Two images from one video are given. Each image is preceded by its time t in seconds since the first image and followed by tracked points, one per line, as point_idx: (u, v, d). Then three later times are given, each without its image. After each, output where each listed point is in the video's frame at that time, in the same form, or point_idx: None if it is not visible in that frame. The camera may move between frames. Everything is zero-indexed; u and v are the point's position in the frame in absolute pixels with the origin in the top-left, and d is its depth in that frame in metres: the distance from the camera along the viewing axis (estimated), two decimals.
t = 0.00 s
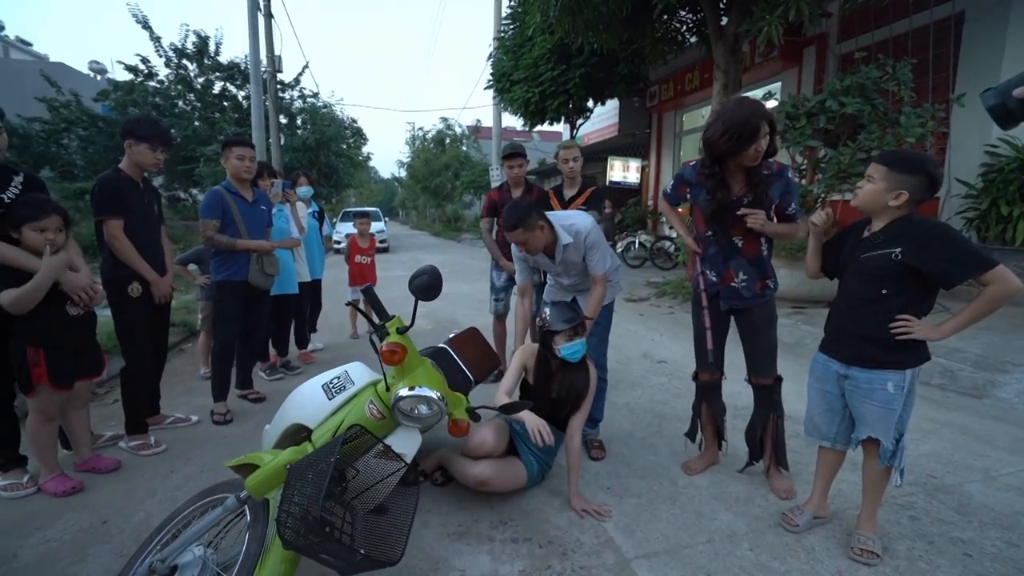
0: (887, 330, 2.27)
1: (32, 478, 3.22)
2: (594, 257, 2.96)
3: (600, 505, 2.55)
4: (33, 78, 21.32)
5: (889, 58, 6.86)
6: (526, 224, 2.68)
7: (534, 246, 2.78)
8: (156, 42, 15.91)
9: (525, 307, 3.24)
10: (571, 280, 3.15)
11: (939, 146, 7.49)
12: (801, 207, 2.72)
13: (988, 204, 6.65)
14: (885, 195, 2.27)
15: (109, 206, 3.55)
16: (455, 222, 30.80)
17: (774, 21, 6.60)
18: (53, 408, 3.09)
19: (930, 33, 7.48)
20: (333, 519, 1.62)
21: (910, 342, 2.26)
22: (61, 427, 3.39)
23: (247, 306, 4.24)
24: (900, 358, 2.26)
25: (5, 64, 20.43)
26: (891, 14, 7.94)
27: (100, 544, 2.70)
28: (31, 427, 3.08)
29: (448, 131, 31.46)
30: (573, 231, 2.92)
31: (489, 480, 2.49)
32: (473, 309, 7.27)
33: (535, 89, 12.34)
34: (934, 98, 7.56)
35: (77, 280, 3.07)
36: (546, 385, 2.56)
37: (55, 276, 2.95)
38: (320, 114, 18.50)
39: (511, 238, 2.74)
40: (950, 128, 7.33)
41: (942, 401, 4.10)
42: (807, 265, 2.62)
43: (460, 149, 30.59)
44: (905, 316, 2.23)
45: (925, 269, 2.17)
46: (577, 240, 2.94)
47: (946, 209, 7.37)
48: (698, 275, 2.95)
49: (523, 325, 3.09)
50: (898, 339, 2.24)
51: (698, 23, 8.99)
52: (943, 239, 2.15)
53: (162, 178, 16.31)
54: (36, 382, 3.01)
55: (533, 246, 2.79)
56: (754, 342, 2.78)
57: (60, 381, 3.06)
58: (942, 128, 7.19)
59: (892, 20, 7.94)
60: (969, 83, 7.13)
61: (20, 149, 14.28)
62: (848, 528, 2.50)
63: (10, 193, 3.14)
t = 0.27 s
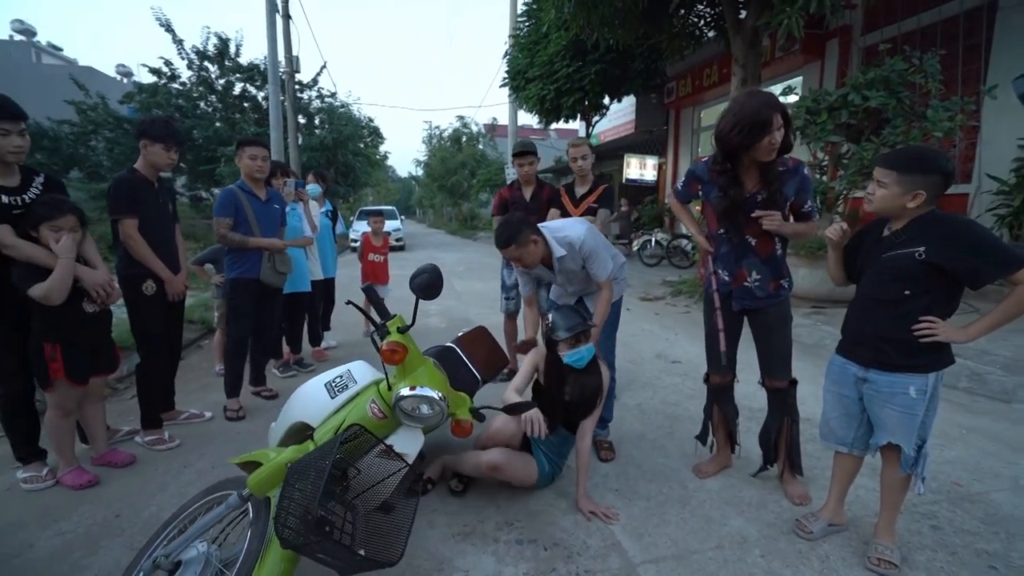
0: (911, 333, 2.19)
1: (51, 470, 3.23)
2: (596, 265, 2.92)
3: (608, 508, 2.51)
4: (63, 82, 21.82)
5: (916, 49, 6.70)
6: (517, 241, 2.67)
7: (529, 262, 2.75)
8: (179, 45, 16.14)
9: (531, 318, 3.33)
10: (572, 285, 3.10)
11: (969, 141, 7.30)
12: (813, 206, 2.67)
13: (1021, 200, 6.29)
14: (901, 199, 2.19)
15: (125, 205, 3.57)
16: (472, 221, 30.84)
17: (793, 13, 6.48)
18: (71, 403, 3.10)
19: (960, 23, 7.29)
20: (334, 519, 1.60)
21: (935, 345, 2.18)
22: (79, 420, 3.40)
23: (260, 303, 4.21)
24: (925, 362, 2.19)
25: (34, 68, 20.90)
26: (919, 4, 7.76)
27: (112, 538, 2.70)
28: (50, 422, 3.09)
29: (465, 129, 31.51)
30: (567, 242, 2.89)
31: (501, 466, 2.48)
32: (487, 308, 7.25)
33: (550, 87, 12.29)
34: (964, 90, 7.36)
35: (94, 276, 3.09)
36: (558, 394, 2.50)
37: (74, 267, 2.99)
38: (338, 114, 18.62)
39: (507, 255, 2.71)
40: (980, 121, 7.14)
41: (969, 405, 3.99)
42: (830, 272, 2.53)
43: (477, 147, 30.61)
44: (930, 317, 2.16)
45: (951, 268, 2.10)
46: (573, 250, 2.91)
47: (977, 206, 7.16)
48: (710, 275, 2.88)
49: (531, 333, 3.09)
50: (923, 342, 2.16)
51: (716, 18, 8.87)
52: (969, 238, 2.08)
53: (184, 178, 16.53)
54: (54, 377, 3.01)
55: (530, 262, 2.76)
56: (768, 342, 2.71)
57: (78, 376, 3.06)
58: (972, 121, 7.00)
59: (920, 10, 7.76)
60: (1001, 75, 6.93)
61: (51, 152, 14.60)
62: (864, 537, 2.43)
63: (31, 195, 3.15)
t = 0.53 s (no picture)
0: (935, 336, 2.11)
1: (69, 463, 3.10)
2: (598, 271, 2.82)
3: (615, 511, 2.46)
4: (94, 86, 22.32)
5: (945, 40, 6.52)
6: (520, 241, 2.65)
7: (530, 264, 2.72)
8: (203, 47, 16.36)
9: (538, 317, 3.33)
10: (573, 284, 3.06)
11: (1002, 135, 7.11)
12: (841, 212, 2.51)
13: None
14: (923, 196, 2.10)
15: (140, 202, 3.44)
16: (489, 220, 30.86)
17: (815, 6, 6.35)
18: (89, 398, 2.96)
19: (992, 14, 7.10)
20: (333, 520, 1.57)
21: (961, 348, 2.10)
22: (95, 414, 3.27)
23: (272, 302, 4.14)
24: (950, 365, 2.11)
25: (64, 72, 21.39)
26: None
27: (123, 529, 2.59)
28: (68, 416, 2.95)
29: (482, 128, 31.56)
30: (568, 247, 2.84)
31: (508, 485, 2.44)
32: (502, 306, 7.21)
33: (567, 84, 12.22)
34: (996, 82, 7.16)
35: (111, 273, 2.91)
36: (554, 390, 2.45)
37: (91, 265, 2.81)
38: (357, 113, 18.73)
39: (508, 256, 2.68)
40: (1013, 114, 6.93)
41: (999, 411, 3.86)
42: (848, 275, 2.43)
43: (494, 146, 30.62)
44: (955, 319, 2.08)
45: (978, 269, 2.02)
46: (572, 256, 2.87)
47: (1011, 202, 6.93)
48: (718, 276, 2.83)
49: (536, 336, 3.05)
50: (948, 344, 2.09)
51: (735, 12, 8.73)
52: (996, 238, 2.00)
53: (207, 178, 16.72)
54: (71, 372, 2.86)
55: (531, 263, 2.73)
56: (782, 343, 2.64)
57: (94, 370, 2.90)
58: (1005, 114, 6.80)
59: None
60: None
61: (82, 153, 14.87)
62: (883, 548, 2.35)
63: (49, 195, 2.99)
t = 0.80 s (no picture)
0: (963, 342, 2.04)
1: (89, 458, 3.11)
2: (607, 277, 2.77)
3: (624, 517, 2.42)
4: (123, 92, 22.84)
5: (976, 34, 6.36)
6: (546, 233, 2.62)
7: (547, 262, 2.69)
8: (227, 52, 16.63)
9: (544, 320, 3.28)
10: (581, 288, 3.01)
11: None
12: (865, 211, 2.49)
13: None
14: (952, 195, 2.02)
15: (160, 203, 3.43)
16: (507, 222, 30.87)
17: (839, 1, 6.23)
18: (109, 394, 2.96)
19: None
20: (334, 522, 1.54)
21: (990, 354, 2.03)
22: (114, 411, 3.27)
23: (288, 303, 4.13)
24: (978, 373, 2.04)
25: (94, 79, 21.93)
26: None
27: (138, 525, 2.59)
28: (88, 412, 2.96)
29: (501, 130, 31.64)
30: (583, 249, 2.81)
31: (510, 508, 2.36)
32: (518, 308, 7.19)
33: (585, 84, 12.17)
34: None
35: (130, 273, 2.92)
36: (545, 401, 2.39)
37: (111, 265, 2.82)
38: (376, 116, 18.87)
39: (524, 251, 2.65)
40: None
41: None
42: (865, 277, 2.35)
43: (513, 148, 30.66)
44: (983, 324, 2.01)
45: (1010, 271, 1.95)
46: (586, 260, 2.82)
47: None
48: (739, 274, 2.77)
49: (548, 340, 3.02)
50: (977, 350, 2.02)
51: (756, 9, 8.62)
52: None
53: (230, 181, 16.96)
54: (91, 369, 2.87)
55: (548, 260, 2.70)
56: (798, 345, 2.57)
57: (114, 368, 2.90)
58: None
59: None
60: None
61: (113, 157, 15.18)
62: (904, 561, 2.28)
63: (71, 198, 2.99)
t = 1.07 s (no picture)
0: (987, 346, 2.00)
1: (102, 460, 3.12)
2: (622, 286, 2.73)
3: (633, 523, 2.39)
4: (141, 99, 23.18)
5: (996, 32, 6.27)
6: (576, 234, 2.57)
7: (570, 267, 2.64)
8: (242, 58, 16.82)
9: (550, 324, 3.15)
10: (596, 292, 2.97)
11: None
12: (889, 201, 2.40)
13: None
14: (986, 195, 1.96)
15: (171, 208, 3.44)
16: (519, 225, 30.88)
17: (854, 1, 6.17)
18: (121, 397, 2.98)
19: None
20: (338, 527, 1.53)
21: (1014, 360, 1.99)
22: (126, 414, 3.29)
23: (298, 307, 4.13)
24: (1003, 379, 1.99)
25: (113, 87, 22.29)
26: None
27: (148, 527, 2.60)
28: (101, 414, 2.98)
29: (513, 134, 31.70)
30: (602, 256, 2.77)
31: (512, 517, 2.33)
32: (529, 311, 7.17)
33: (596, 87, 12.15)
34: None
35: (142, 277, 2.94)
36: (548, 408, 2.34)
37: (122, 269, 2.84)
38: (389, 120, 18.96)
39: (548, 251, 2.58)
40: None
41: None
42: (876, 276, 2.29)
43: (525, 152, 30.70)
44: (1007, 329, 1.97)
45: None
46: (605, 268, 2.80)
47: None
48: (759, 275, 2.72)
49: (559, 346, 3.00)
50: (1001, 355, 1.97)
51: (769, 10, 8.56)
52: None
53: (245, 186, 17.13)
54: (103, 372, 2.89)
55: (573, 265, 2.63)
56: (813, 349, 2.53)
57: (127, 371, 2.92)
58: None
59: None
60: None
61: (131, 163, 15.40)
62: (922, 571, 2.23)
63: (85, 203, 3.01)
